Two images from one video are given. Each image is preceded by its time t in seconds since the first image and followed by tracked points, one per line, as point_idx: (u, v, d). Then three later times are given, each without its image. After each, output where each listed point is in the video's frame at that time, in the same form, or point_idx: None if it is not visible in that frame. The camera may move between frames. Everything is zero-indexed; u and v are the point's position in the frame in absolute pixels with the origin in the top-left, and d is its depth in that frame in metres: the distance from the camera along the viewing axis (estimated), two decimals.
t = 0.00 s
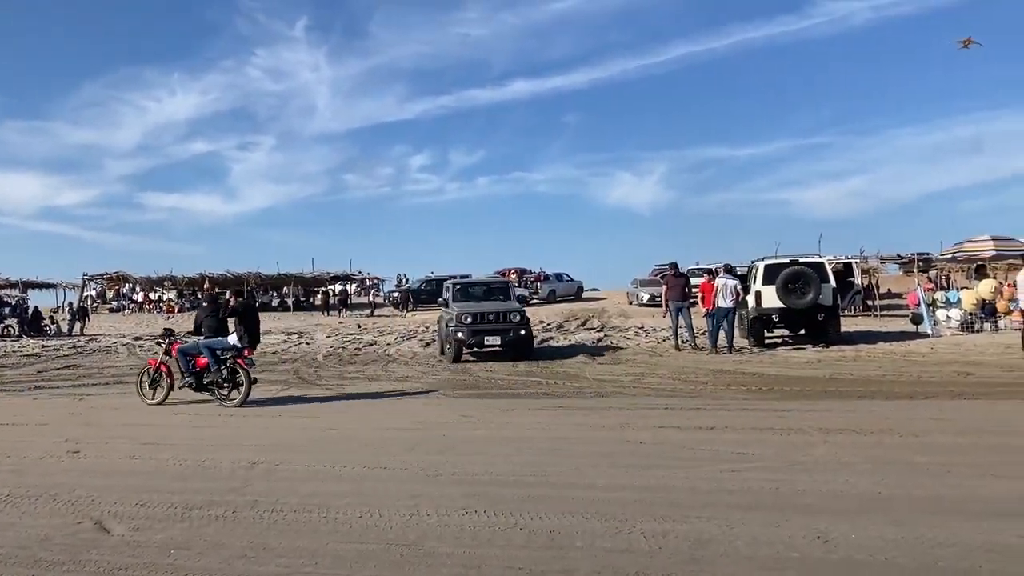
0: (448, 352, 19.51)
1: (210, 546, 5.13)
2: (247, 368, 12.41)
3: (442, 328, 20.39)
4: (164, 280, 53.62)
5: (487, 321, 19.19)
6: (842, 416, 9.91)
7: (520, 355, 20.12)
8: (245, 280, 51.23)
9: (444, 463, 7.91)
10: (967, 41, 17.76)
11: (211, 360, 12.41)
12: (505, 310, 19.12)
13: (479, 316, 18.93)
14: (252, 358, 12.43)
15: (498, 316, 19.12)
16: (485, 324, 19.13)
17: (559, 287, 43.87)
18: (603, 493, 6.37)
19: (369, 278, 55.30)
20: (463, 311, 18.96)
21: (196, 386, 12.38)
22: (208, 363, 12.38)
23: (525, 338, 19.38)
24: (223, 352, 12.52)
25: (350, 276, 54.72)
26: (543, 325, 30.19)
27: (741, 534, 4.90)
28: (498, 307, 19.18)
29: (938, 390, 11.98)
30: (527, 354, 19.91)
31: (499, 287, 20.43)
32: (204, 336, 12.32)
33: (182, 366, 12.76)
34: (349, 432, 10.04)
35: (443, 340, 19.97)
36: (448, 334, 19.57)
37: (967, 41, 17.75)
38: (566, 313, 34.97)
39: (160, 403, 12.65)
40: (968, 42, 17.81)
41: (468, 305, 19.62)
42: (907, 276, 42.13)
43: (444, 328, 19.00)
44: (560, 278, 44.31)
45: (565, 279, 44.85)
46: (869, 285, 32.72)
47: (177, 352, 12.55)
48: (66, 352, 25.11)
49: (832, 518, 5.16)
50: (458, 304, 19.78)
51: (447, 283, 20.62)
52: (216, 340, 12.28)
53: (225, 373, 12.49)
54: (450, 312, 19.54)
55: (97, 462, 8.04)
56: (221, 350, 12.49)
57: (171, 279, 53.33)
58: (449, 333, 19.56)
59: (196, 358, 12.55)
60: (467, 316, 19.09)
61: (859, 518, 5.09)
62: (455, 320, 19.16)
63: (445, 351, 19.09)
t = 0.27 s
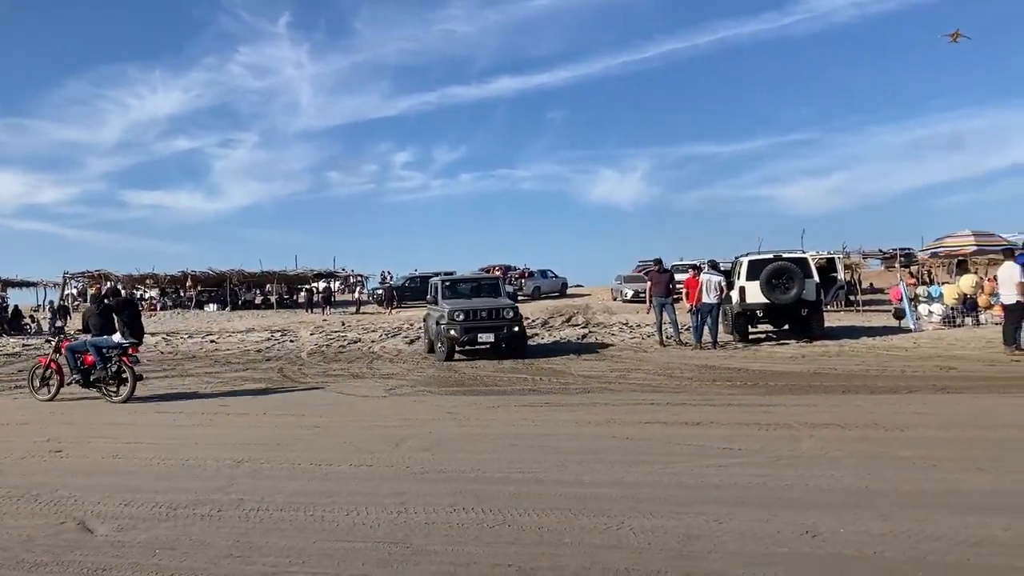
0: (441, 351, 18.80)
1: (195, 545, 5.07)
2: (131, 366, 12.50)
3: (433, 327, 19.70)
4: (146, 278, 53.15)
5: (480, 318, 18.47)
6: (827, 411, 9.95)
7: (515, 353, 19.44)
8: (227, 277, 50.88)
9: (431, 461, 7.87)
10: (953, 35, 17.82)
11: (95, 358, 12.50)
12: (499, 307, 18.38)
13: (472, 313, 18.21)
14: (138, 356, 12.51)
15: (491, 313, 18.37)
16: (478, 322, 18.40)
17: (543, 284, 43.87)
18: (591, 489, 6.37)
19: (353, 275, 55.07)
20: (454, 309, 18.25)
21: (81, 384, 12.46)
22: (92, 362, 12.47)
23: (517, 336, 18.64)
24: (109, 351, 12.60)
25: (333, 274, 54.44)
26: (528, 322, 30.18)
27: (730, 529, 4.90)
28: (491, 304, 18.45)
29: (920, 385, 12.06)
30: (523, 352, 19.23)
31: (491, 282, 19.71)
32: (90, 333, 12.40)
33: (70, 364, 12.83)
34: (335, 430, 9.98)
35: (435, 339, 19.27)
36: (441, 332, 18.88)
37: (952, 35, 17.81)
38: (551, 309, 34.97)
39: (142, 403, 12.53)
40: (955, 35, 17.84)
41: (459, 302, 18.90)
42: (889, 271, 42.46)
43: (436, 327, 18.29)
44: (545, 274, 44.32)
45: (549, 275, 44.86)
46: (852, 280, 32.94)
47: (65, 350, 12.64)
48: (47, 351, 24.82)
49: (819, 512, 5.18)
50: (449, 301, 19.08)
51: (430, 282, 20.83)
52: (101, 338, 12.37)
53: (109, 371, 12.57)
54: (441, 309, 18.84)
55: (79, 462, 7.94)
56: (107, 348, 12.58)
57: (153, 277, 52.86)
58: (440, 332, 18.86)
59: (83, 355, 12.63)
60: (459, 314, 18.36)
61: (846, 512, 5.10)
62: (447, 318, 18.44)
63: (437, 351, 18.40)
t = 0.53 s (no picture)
0: (434, 347, 18.44)
1: (189, 542, 5.03)
2: (21, 362, 12.37)
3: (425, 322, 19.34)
4: (125, 273, 52.59)
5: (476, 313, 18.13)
6: (814, 403, 10.02)
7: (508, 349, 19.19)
8: (208, 272, 50.47)
9: (422, 455, 7.85)
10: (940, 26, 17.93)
11: None
12: (495, 302, 18.06)
13: (468, 309, 17.86)
14: (26, 352, 12.39)
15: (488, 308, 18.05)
16: (474, 317, 18.07)
17: (526, 278, 43.88)
18: (584, 482, 6.38)
19: (335, 269, 54.83)
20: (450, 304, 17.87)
21: None
22: None
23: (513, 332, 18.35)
24: None
25: (315, 268, 54.15)
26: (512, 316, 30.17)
27: (726, 521, 4.93)
28: (487, 299, 18.12)
29: (904, 377, 12.18)
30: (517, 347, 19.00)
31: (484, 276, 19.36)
32: None
33: None
34: (323, 425, 9.93)
35: (427, 333, 18.88)
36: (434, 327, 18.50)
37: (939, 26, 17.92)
38: (534, 304, 35.00)
39: (127, 398, 12.40)
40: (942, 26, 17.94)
41: (453, 297, 18.53)
42: (868, 264, 42.84)
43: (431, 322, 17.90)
44: (527, 269, 44.35)
45: (532, 270, 44.90)
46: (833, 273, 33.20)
47: None
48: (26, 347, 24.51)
49: (813, 503, 5.22)
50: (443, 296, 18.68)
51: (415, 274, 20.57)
52: None
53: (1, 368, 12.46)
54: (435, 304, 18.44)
55: (65, 458, 7.85)
56: None
57: (132, 272, 52.33)
58: (434, 327, 18.49)
59: None
60: (454, 309, 17.99)
61: (840, 503, 5.15)
62: (442, 314, 18.07)
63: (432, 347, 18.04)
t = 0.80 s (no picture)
0: (429, 340, 18.04)
1: (187, 536, 4.98)
2: None
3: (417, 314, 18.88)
4: (101, 267, 51.88)
5: (473, 306, 17.79)
6: (802, 394, 10.09)
7: (502, 342, 18.91)
8: (185, 266, 49.95)
9: (414, 448, 7.82)
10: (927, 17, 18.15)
11: None
12: (494, 295, 17.75)
13: (467, 301, 17.51)
14: None
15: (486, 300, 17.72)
16: (472, 310, 17.74)
17: (507, 272, 43.86)
18: (581, 473, 6.38)
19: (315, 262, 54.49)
20: (449, 297, 17.48)
21: None
22: None
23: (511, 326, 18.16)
24: None
25: (293, 262, 53.73)
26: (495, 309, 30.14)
27: (727, 511, 4.95)
28: (485, 292, 17.79)
29: (888, 368, 12.31)
30: (511, 341, 18.74)
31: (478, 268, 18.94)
32: None
33: None
34: (312, 418, 9.86)
35: (421, 326, 18.44)
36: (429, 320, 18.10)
37: (926, 18, 18.15)
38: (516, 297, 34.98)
39: (110, 392, 12.25)
40: (929, 18, 18.17)
41: (448, 289, 18.12)
42: (846, 257, 43.23)
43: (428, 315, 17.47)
44: (508, 262, 44.36)
45: (513, 263, 44.90)
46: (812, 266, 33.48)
47: None
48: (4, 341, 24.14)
49: (811, 492, 5.25)
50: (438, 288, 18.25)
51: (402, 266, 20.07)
52: None
53: None
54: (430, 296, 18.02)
55: (52, 453, 7.74)
56: None
57: (108, 265, 51.65)
58: (430, 320, 18.07)
59: None
60: (452, 302, 17.60)
61: (838, 492, 5.19)
62: (440, 306, 17.67)
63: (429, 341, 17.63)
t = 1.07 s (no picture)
0: (423, 334, 17.61)
1: (180, 530, 4.93)
2: None
3: (408, 307, 18.41)
4: (73, 258, 51.13)
5: (469, 299, 17.41)
6: (786, 386, 10.20)
7: (494, 336, 18.59)
8: (160, 258, 49.36)
9: (403, 441, 7.80)
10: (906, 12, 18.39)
11: None
12: (491, 288, 17.40)
13: (465, 294, 17.13)
14: None
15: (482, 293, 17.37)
16: (469, 303, 17.28)
17: (485, 265, 43.85)
18: (573, 465, 6.40)
19: (292, 254, 54.10)
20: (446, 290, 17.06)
21: None
22: None
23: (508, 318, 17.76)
24: None
25: (270, 254, 53.26)
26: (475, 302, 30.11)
27: (721, 502, 4.99)
28: (482, 284, 17.44)
29: (868, 360, 12.47)
30: (505, 334, 18.45)
31: (470, 260, 18.54)
32: None
33: None
34: (297, 411, 9.80)
35: (414, 320, 17.98)
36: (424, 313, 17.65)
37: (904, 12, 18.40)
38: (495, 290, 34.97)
39: (88, 385, 12.08)
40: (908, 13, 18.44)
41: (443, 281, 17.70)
42: (822, 250, 43.70)
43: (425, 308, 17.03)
44: (487, 255, 44.33)
45: (492, 256, 44.88)
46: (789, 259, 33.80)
47: None
48: None
49: (802, 483, 5.31)
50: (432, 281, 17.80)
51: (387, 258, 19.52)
52: None
53: None
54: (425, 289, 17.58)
55: (33, 447, 7.62)
56: None
57: (80, 257, 50.91)
58: (424, 314, 17.52)
59: None
60: (450, 295, 17.19)
61: (829, 482, 5.25)
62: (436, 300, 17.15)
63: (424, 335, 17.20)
